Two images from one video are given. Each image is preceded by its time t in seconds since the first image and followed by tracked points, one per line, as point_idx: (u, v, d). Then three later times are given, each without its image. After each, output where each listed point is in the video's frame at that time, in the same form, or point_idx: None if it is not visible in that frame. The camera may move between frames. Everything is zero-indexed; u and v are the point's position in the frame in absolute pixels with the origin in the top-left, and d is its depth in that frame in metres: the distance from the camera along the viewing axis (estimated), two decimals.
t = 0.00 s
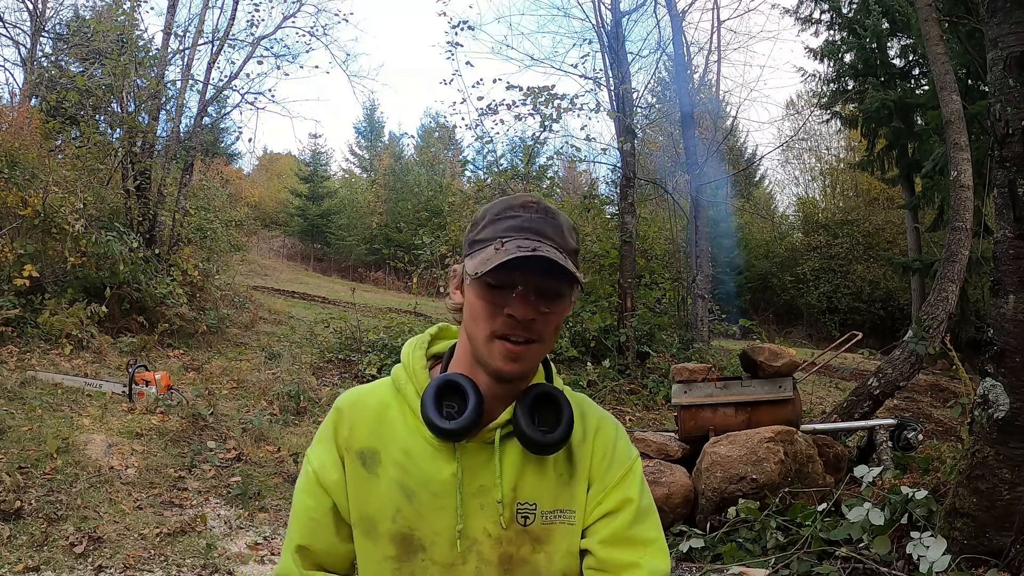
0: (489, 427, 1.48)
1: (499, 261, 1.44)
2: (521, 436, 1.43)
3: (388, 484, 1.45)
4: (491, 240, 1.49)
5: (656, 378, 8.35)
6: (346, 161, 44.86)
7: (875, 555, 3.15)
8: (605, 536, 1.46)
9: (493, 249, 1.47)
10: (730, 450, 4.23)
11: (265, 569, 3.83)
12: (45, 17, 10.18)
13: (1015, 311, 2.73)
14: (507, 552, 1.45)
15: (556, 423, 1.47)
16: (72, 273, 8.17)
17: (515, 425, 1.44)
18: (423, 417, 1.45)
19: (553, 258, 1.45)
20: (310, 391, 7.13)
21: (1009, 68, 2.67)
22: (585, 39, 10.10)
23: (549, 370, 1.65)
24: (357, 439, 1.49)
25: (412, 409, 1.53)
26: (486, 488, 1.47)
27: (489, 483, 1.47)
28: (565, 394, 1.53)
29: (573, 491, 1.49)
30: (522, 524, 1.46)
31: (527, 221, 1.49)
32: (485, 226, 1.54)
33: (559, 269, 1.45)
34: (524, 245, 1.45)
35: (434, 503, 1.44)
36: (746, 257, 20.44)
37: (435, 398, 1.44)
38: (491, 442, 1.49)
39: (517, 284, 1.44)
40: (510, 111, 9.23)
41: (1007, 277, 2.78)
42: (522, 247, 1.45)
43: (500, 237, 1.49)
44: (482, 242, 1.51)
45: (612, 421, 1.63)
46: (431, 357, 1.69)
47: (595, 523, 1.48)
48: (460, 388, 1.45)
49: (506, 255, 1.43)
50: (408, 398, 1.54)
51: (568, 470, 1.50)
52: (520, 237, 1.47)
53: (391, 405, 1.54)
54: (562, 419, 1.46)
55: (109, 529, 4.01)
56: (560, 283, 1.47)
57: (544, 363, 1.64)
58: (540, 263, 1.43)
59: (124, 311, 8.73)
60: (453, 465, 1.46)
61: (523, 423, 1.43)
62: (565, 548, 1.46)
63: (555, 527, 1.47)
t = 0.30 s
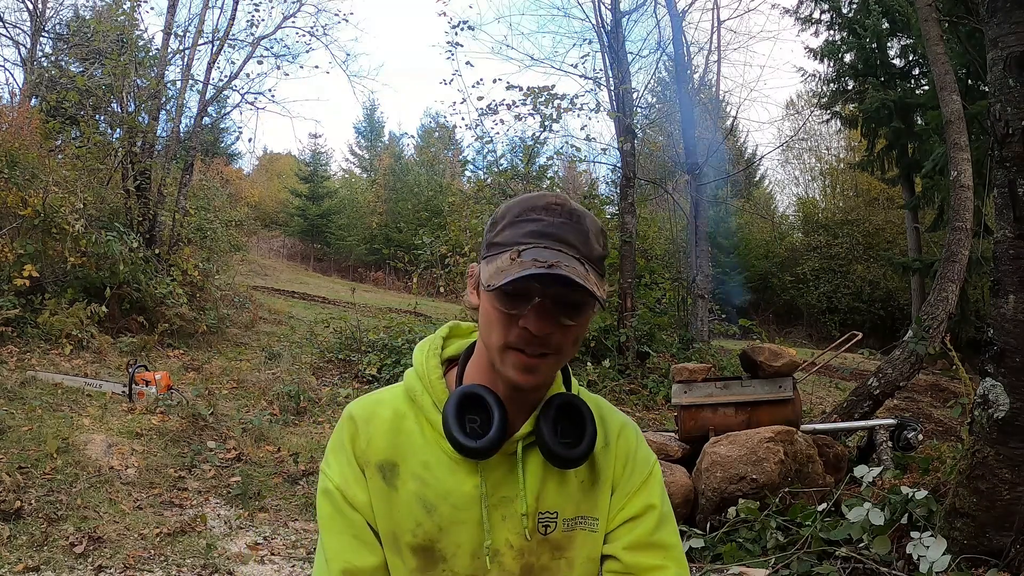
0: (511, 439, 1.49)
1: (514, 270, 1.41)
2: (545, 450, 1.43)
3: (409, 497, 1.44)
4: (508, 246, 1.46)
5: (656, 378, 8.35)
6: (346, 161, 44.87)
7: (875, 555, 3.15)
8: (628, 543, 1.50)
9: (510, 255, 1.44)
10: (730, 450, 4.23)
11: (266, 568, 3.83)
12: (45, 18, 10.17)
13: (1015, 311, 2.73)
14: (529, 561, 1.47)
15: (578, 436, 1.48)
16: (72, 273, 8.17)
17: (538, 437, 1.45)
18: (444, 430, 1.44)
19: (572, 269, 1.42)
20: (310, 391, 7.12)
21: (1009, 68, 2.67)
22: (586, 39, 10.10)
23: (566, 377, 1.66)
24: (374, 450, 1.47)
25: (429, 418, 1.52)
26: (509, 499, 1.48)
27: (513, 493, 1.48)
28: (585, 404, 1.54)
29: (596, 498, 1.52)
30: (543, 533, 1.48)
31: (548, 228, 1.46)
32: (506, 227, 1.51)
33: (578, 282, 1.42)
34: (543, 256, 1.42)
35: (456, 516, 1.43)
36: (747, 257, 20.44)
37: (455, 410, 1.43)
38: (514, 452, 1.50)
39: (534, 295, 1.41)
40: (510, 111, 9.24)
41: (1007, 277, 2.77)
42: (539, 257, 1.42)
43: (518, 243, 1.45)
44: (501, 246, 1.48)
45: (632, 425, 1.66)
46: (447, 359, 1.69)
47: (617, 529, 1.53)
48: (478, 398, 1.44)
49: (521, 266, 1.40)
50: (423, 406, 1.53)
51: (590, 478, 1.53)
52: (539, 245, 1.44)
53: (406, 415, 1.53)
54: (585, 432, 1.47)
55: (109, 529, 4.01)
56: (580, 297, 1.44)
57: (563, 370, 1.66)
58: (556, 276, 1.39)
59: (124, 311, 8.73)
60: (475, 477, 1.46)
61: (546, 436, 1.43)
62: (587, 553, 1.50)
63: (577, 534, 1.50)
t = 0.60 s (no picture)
0: (508, 441, 1.49)
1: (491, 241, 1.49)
2: (544, 447, 1.44)
3: (408, 511, 1.43)
4: (486, 229, 1.53)
5: (656, 378, 8.36)
6: (346, 161, 44.87)
7: (875, 555, 3.15)
8: (631, 542, 1.49)
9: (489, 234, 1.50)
10: (730, 450, 4.23)
11: (266, 568, 3.83)
12: (45, 17, 10.16)
13: (1015, 311, 2.73)
14: (530, 565, 1.46)
15: (575, 430, 1.49)
16: (72, 273, 8.17)
17: (537, 435, 1.45)
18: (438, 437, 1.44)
19: (551, 241, 1.48)
20: (310, 391, 7.13)
21: (1009, 68, 2.67)
22: (586, 39, 10.11)
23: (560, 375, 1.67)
24: (369, 469, 1.47)
25: (424, 429, 1.51)
26: (508, 503, 1.48)
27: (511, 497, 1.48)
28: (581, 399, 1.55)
29: (597, 497, 1.52)
30: (544, 537, 1.47)
31: (523, 207, 1.52)
32: (484, 219, 1.58)
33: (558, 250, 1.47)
34: (521, 228, 1.48)
35: (458, 526, 1.43)
36: (747, 257, 20.44)
37: (449, 413, 1.44)
38: (511, 455, 1.50)
39: (517, 270, 1.47)
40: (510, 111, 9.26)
41: (1007, 277, 2.77)
42: (518, 230, 1.47)
43: (497, 222, 1.52)
44: (479, 234, 1.54)
45: (630, 425, 1.66)
46: (439, 369, 1.68)
47: (619, 528, 1.52)
48: (473, 392, 1.44)
49: (500, 236, 1.47)
50: (417, 417, 1.52)
51: (590, 477, 1.53)
52: (516, 221, 1.50)
53: (401, 428, 1.52)
54: (583, 426, 1.47)
55: (109, 529, 4.01)
56: (561, 269, 1.49)
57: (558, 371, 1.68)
58: (534, 242, 1.47)
59: (124, 311, 8.73)
60: (474, 484, 1.46)
61: (544, 432, 1.44)
62: (590, 554, 1.49)
63: (577, 535, 1.49)
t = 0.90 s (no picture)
0: (468, 437, 1.52)
1: (453, 249, 1.49)
2: (500, 440, 1.44)
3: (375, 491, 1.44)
4: (449, 236, 1.53)
5: (656, 378, 8.36)
6: (346, 161, 44.86)
7: (875, 555, 3.14)
8: (605, 536, 1.44)
9: (452, 242, 1.50)
10: (730, 450, 4.23)
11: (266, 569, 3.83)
12: (45, 17, 10.15)
13: (1015, 311, 2.73)
14: (497, 559, 1.44)
15: (535, 425, 1.48)
16: (72, 273, 8.17)
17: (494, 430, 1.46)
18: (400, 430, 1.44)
19: (512, 251, 1.48)
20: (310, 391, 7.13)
21: (1009, 68, 2.67)
22: (586, 39, 10.11)
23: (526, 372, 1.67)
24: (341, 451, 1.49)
25: (391, 423, 1.55)
26: (471, 497, 1.49)
27: (474, 492, 1.49)
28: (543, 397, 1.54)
29: (565, 492, 1.49)
30: (513, 531, 1.46)
31: (485, 215, 1.52)
32: (448, 224, 1.59)
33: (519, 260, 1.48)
34: (483, 237, 1.48)
35: (420, 512, 1.44)
36: (746, 257, 20.44)
37: (411, 409, 1.44)
38: (472, 451, 1.52)
39: (478, 278, 1.48)
40: (510, 111, 9.29)
41: (1007, 277, 2.77)
42: (480, 239, 1.48)
43: (460, 230, 1.52)
44: (441, 239, 1.54)
45: (600, 422, 1.64)
46: (407, 367, 1.70)
47: (593, 525, 1.47)
48: (433, 390, 1.44)
49: (462, 245, 1.47)
50: (387, 412, 1.56)
51: (555, 473, 1.51)
52: (478, 229, 1.50)
53: (371, 419, 1.55)
54: (541, 420, 1.46)
55: (110, 529, 4.01)
56: (522, 276, 1.50)
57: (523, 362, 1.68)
58: (495, 251, 1.47)
59: (124, 311, 8.72)
60: (436, 475, 1.48)
61: (501, 427, 1.44)
62: (562, 550, 1.45)
63: (547, 530, 1.46)
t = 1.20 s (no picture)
0: (467, 428, 1.49)
1: (450, 244, 1.48)
2: (502, 431, 1.42)
3: (376, 495, 1.43)
4: (445, 232, 1.53)
5: (656, 378, 8.36)
6: (346, 161, 44.85)
7: (875, 555, 3.15)
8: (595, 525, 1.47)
9: (449, 236, 1.50)
10: (730, 450, 4.23)
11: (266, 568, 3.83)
12: (45, 17, 10.15)
13: (1015, 311, 2.73)
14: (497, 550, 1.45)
15: (532, 416, 1.49)
16: (72, 273, 8.17)
17: (494, 420, 1.44)
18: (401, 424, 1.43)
19: (506, 244, 1.48)
20: (310, 391, 7.13)
21: (1009, 68, 2.67)
22: (585, 38, 10.12)
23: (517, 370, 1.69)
24: (340, 454, 1.46)
25: (389, 419, 1.52)
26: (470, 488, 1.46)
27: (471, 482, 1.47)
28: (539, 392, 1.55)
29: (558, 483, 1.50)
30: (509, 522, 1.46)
31: (480, 211, 1.52)
32: (444, 219, 1.59)
33: (512, 254, 1.48)
34: (479, 232, 1.48)
35: (422, 510, 1.43)
36: (746, 257, 20.44)
37: (411, 401, 1.43)
38: (471, 442, 1.50)
39: (473, 271, 1.47)
40: (510, 111, 9.29)
41: (1007, 277, 2.77)
42: (476, 233, 1.47)
43: (456, 226, 1.52)
44: (438, 234, 1.55)
45: (588, 414, 1.65)
46: (402, 365, 1.68)
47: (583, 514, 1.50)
48: (432, 383, 1.45)
49: (457, 240, 1.47)
50: (384, 407, 1.53)
51: (551, 463, 1.51)
52: (474, 224, 1.50)
53: (368, 417, 1.52)
54: (539, 413, 1.47)
55: (110, 529, 4.01)
56: (516, 270, 1.50)
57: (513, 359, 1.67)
58: (490, 245, 1.47)
59: (124, 311, 8.72)
60: (436, 469, 1.46)
61: (502, 417, 1.42)
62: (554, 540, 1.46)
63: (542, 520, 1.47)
